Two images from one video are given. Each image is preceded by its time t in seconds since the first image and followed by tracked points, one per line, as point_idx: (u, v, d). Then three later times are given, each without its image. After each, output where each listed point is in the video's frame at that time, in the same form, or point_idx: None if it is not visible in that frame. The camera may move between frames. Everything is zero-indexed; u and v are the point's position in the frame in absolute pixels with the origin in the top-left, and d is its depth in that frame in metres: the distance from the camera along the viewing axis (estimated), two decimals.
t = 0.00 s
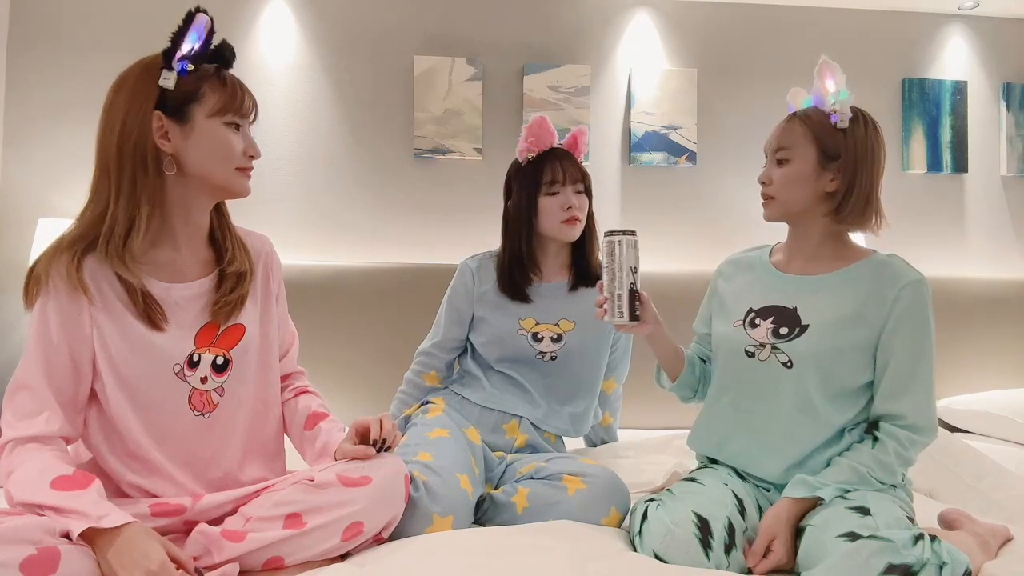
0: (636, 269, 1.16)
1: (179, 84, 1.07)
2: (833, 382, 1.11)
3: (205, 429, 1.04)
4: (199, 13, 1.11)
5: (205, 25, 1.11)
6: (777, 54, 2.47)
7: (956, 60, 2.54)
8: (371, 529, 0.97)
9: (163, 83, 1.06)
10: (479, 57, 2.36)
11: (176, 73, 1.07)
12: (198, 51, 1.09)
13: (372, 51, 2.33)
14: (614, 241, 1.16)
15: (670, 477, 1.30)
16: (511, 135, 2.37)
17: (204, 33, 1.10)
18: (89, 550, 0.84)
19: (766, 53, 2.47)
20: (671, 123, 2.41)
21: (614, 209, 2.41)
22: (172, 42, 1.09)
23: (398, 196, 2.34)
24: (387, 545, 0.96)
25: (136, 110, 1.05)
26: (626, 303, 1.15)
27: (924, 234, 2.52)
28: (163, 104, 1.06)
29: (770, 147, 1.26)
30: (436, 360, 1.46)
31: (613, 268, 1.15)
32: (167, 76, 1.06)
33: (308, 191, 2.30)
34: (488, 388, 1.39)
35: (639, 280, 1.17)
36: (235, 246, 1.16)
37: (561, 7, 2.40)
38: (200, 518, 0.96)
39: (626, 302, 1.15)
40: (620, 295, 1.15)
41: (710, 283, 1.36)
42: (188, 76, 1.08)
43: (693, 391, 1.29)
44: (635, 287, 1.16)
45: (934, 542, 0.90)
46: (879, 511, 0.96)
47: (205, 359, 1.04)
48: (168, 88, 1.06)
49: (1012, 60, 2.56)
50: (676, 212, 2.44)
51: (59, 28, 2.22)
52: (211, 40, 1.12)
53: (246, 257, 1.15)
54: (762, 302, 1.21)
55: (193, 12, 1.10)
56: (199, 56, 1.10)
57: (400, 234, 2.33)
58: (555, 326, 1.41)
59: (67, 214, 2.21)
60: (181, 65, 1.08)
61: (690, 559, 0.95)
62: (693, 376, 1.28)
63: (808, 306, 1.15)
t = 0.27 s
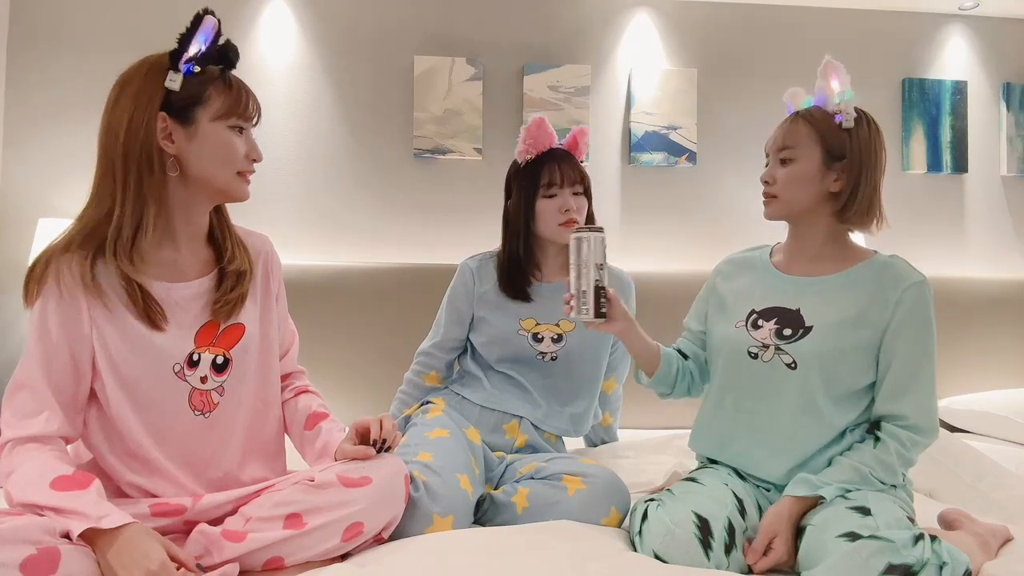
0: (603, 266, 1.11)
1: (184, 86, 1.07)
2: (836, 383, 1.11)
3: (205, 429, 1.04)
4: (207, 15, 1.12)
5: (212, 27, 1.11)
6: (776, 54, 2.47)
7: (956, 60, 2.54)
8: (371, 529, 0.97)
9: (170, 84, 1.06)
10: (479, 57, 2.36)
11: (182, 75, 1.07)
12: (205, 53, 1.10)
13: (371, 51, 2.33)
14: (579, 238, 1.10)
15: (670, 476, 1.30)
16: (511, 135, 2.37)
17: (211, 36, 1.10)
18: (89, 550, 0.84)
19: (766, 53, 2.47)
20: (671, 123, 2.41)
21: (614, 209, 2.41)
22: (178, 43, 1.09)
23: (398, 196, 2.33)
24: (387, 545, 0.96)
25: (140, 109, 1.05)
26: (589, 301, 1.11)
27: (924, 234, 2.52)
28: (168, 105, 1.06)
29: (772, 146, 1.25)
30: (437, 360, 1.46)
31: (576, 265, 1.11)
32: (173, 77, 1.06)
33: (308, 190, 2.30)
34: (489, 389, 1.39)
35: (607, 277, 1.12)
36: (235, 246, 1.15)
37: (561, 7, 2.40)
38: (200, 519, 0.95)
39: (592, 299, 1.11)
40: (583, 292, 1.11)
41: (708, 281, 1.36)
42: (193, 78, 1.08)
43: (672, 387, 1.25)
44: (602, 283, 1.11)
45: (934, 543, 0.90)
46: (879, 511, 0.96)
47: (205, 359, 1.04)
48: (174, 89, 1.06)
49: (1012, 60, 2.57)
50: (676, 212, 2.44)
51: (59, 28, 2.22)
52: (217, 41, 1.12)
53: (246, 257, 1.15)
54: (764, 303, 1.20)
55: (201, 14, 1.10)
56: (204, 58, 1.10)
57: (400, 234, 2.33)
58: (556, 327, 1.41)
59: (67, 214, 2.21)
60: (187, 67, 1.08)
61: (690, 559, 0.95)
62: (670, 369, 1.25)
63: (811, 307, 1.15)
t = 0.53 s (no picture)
0: (565, 274, 1.10)
1: (185, 87, 1.07)
2: (835, 383, 1.11)
3: (206, 428, 1.04)
4: (208, 15, 1.11)
5: (214, 27, 1.11)
6: (776, 54, 2.47)
7: (956, 60, 2.54)
8: (371, 530, 0.97)
9: (170, 84, 1.06)
10: (479, 57, 2.36)
11: (183, 75, 1.07)
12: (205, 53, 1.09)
13: (371, 52, 2.33)
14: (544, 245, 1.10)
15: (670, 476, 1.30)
16: (511, 135, 2.37)
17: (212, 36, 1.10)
18: (89, 552, 0.84)
19: (766, 53, 2.47)
20: (671, 123, 2.41)
21: (614, 209, 2.41)
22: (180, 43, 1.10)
23: (399, 196, 2.33)
24: (387, 545, 0.96)
25: (140, 109, 1.05)
26: (551, 308, 1.09)
27: (924, 234, 2.52)
28: (169, 105, 1.06)
29: (769, 146, 1.25)
30: (437, 360, 1.46)
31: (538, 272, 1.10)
32: (174, 78, 1.06)
33: (309, 190, 2.30)
34: (489, 388, 1.39)
35: (570, 285, 1.10)
36: (235, 245, 1.15)
37: (561, 7, 2.40)
38: (200, 519, 0.95)
39: (553, 307, 1.09)
40: (545, 300, 1.09)
41: (703, 281, 1.35)
42: (194, 78, 1.08)
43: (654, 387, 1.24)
44: (563, 292, 1.10)
45: (934, 543, 0.90)
46: (879, 511, 0.96)
47: (204, 358, 1.05)
48: (174, 90, 1.06)
49: (1012, 60, 2.57)
50: (676, 212, 2.44)
51: (59, 28, 2.22)
52: (219, 41, 1.12)
53: (246, 254, 1.15)
54: (762, 303, 1.20)
55: (202, 14, 1.10)
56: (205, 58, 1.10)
57: (401, 234, 2.33)
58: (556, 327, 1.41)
59: (67, 214, 2.21)
60: (188, 67, 1.08)
61: (690, 559, 0.95)
62: (653, 368, 1.23)
63: (810, 308, 1.15)
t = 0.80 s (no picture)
0: (554, 279, 1.10)
1: (179, 87, 1.07)
2: (830, 382, 1.11)
3: (205, 425, 1.04)
4: (199, 14, 1.10)
5: (207, 26, 1.10)
6: (776, 54, 2.48)
7: (956, 60, 2.54)
8: (371, 529, 0.97)
9: (164, 85, 1.06)
10: (479, 57, 2.36)
11: (176, 76, 1.06)
12: (199, 52, 1.08)
13: (371, 52, 2.33)
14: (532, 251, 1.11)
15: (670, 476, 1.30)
16: (511, 135, 2.37)
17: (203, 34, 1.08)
18: (89, 553, 0.84)
19: (766, 53, 2.47)
20: (671, 124, 2.41)
21: (614, 209, 2.41)
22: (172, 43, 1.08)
23: (399, 196, 2.34)
24: (387, 545, 0.96)
25: (136, 110, 1.05)
26: (538, 315, 1.10)
27: (924, 234, 2.52)
28: (163, 106, 1.06)
29: (757, 148, 1.25)
30: (437, 360, 1.46)
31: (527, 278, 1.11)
32: (167, 78, 1.05)
33: (309, 191, 2.30)
34: (489, 387, 1.39)
35: (558, 290, 1.11)
36: (235, 243, 1.15)
37: (561, 7, 2.40)
38: (200, 519, 0.95)
39: (541, 313, 1.10)
40: (532, 306, 1.11)
41: (696, 282, 1.35)
42: (187, 79, 1.07)
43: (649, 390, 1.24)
44: (552, 296, 1.11)
45: (934, 542, 0.90)
46: (878, 511, 0.96)
47: (206, 356, 1.05)
48: (168, 90, 1.06)
49: (1012, 60, 2.57)
50: (676, 212, 2.44)
51: (59, 28, 2.22)
52: (212, 39, 1.11)
53: (245, 253, 1.15)
54: (755, 305, 1.20)
55: (193, 12, 1.09)
56: (199, 57, 1.08)
57: (401, 234, 2.33)
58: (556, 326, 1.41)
59: (67, 214, 2.21)
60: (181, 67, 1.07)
61: (689, 559, 0.95)
62: (645, 371, 1.23)
63: (802, 307, 1.16)
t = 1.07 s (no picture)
0: (551, 284, 1.11)
1: (173, 85, 1.08)
2: (824, 381, 1.11)
3: (207, 424, 1.04)
4: (192, 12, 1.11)
5: (200, 24, 1.11)
6: (776, 54, 2.47)
7: (956, 60, 2.54)
8: (371, 530, 0.97)
9: (155, 84, 1.07)
10: (479, 57, 2.36)
11: (170, 74, 1.08)
12: (192, 49, 1.10)
13: (371, 52, 2.33)
14: (530, 255, 1.12)
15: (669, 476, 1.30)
16: (511, 135, 2.37)
17: (198, 31, 1.10)
18: (89, 552, 0.84)
19: (766, 53, 2.47)
20: (671, 123, 2.41)
21: (614, 209, 2.41)
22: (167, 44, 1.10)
23: (399, 196, 2.34)
24: (386, 545, 0.96)
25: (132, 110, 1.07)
26: (535, 319, 1.11)
27: (924, 235, 2.52)
28: (158, 105, 1.08)
29: (744, 149, 1.25)
30: (436, 360, 1.46)
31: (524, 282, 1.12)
32: (159, 77, 1.07)
33: (309, 191, 2.30)
34: (488, 387, 1.40)
35: (555, 295, 1.12)
36: (240, 244, 1.15)
37: (561, 7, 2.40)
38: (200, 518, 0.95)
39: (537, 317, 1.10)
40: (530, 311, 1.11)
41: (687, 285, 1.35)
42: (180, 77, 1.08)
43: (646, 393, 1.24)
44: (548, 301, 1.11)
45: (932, 542, 0.90)
46: (877, 511, 0.96)
47: (209, 355, 1.04)
48: (162, 89, 1.07)
49: (1012, 60, 2.57)
50: (676, 212, 2.44)
51: (59, 28, 2.22)
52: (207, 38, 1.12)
53: (251, 257, 1.14)
54: (747, 306, 1.20)
55: (185, 11, 1.10)
56: (194, 55, 1.10)
57: (401, 234, 2.33)
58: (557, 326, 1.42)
59: (67, 214, 2.21)
60: (175, 66, 1.08)
61: (689, 560, 0.95)
62: (641, 374, 1.23)
63: (793, 307, 1.16)
